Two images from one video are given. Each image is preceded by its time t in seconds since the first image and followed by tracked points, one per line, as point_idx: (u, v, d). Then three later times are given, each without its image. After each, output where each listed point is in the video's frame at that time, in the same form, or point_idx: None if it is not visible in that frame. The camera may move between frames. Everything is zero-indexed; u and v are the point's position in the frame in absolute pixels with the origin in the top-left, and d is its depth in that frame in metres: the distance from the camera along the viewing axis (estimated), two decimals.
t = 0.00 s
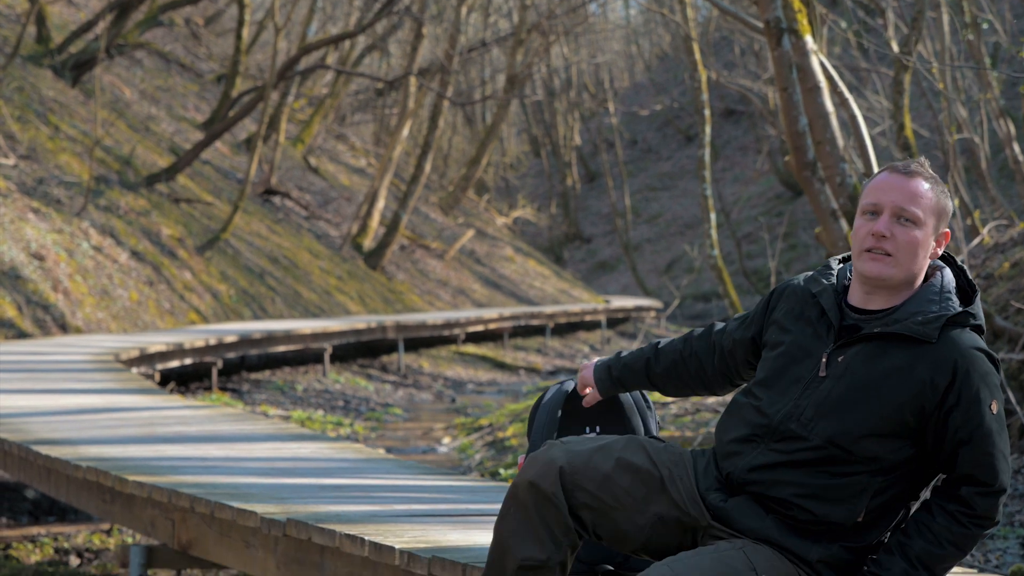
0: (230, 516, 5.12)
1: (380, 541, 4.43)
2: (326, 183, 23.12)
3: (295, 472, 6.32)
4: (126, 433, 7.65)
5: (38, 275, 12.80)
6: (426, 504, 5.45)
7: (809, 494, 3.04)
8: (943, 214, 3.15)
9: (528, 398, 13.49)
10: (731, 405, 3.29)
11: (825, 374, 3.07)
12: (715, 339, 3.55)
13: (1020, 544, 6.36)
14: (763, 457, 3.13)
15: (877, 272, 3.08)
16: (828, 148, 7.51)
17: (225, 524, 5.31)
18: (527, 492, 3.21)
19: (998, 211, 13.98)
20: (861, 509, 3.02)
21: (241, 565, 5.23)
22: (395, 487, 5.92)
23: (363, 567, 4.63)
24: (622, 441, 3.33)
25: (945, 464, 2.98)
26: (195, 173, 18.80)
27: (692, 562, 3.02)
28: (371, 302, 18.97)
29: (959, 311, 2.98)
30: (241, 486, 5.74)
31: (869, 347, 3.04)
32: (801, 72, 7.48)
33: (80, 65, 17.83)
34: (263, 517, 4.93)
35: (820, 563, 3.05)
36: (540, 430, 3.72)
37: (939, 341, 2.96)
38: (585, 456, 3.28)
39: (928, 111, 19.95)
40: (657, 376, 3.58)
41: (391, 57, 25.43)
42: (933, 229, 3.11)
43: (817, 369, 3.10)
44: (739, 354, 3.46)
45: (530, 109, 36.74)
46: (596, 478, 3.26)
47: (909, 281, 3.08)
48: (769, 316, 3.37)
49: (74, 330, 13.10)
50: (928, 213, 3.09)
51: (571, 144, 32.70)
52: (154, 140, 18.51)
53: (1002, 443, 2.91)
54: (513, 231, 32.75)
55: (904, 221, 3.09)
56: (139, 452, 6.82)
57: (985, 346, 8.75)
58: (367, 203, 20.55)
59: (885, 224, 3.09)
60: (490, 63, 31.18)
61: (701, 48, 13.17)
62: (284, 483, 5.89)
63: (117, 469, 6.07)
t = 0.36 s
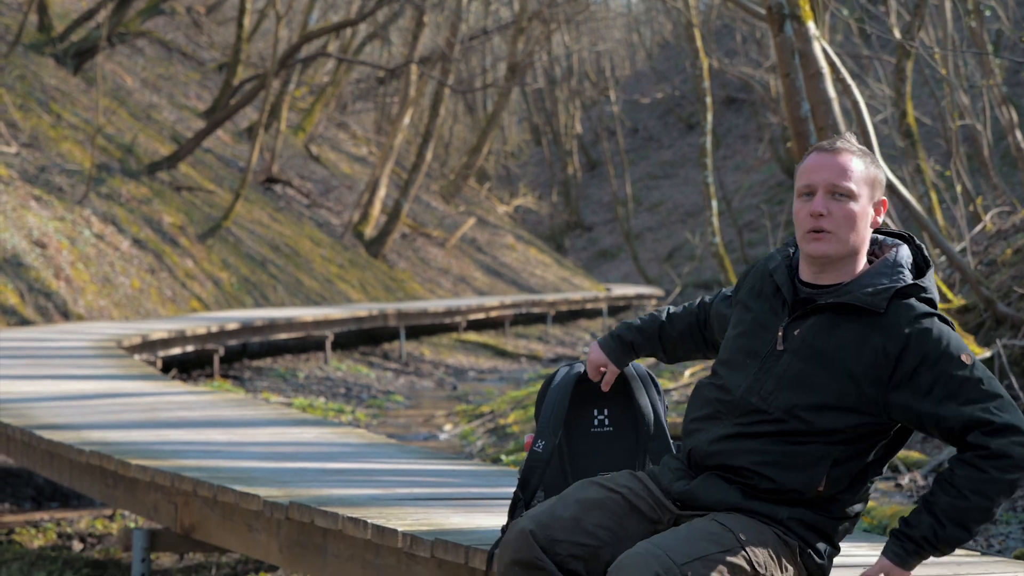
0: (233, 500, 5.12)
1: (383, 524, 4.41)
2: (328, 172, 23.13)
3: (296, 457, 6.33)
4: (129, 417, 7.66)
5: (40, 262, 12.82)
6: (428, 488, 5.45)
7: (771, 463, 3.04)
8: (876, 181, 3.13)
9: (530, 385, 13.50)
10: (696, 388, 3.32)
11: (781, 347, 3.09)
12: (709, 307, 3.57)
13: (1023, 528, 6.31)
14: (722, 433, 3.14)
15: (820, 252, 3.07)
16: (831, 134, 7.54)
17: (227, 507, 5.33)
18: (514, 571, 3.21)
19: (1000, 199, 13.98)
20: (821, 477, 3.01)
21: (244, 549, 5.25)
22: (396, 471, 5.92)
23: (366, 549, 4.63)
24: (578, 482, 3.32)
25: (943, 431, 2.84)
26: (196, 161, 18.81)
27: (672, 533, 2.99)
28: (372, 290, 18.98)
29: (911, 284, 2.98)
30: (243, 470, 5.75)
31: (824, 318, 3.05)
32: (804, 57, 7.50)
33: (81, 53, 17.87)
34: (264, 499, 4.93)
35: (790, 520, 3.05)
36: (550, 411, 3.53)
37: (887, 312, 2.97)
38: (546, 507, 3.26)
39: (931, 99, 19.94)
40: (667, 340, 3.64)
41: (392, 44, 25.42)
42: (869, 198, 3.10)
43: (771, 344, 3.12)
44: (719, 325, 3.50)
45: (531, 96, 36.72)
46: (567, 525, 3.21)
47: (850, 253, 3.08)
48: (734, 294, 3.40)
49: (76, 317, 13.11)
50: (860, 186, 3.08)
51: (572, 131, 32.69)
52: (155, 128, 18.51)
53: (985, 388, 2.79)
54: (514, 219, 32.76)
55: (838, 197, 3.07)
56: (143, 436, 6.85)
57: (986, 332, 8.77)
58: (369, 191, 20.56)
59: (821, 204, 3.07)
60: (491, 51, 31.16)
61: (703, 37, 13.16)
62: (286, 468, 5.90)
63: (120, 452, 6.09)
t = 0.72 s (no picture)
0: (238, 472, 5.10)
1: (389, 495, 4.37)
2: (329, 149, 23.11)
3: (302, 430, 6.33)
4: (134, 392, 7.67)
5: (43, 240, 12.85)
6: (433, 459, 5.41)
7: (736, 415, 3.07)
8: (784, 137, 3.22)
9: (533, 363, 13.52)
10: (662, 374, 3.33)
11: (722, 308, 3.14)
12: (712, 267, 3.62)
13: None
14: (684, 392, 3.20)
15: (745, 212, 3.15)
16: (834, 108, 7.89)
17: (233, 480, 5.34)
18: (526, 530, 3.15)
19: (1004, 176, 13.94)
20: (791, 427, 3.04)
21: (249, 523, 5.26)
22: (399, 444, 5.89)
23: (371, 521, 4.59)
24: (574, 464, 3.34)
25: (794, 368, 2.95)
26: (199, 139, 18.79)
27: (667, 491, 3.02)
28: (375, 268, 18.98)
29: (829, 236, 3.04)
30: (249, 443, 5.75)
31: (753, 275, 3.10)
32: (808, 33, 7.77)
33: (84, 31, 18.09)
34: (270, 472, 4.90)
35: (772, 470, 3.10)
36: (566, 387, 3.39)
37: (807, 265, 3.01)
38: (546, 479, 3.26)
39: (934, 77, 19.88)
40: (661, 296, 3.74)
41: (393, 21, 25.35)
42: (778, 156, 3.18)
43: (715, 303, 3.19)
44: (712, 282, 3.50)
45: (534, 73, 36.65)
46: (569, 486, 3.21)
47: (772, 208, 3.16)
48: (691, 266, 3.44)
49: (80, 294, 13.11)
50: (765, 142, 3.16)
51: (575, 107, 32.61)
52: (157, 106, 18.48)
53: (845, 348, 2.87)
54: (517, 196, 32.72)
55: (749, 158, 3.15)
56: (149, 410, 6.87)
57: (992, 307, 8.75)
58: (370, 168, 20.54)
59: (734, 166, 3.16)
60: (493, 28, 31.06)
61: (705, 15, 13.12)
62: (291, 441, 5.89)
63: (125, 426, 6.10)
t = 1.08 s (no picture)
0: (252, 463, 5.11)
1: (402, 487, 4.36)
2: (342, 146, 23.16)
3: (314, 423, 6.33)
4: (147, 386, 7.70)
5: (57, 235, 12.92)
6: (447, 452, 5.39)
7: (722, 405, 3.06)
8: (760, 134, 3.07)
9: (544, 359, 13.54)
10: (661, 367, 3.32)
11: (702, 299, 3.16)
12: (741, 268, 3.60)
13: None
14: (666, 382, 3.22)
15: (710, 210, 3.17)
16: (849, 103, 7.85)
17: (246, 473, 5.35)
18: (526, 540, 3.16)
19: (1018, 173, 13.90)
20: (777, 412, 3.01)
21: (262, 515, 5.27)
22: (412, 438, 5.88)
23: (384, 513, 4.59)
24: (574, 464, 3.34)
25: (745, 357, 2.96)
26: (212, 135, 18.84)
27: (655, 491, 2.99)
28: (387, 264, 19.00)
29: (796, 222, 3.01)
30: (262, 436, 5.76)
31: (729, 262, 3.11)
32: (822, 26, 7.72)
33: (98, 28, 18.08)
34: (284, 463, 4.92)
35: (770, 460, 3.08)
36: (591, 382, 3.35)
37: (765, 251, 2.99)
38: (550, 481, 3.26)
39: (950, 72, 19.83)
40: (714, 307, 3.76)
41: (406, 18, 25.38)
42: (739, 159, 3.08)
43: (697, 295, 3.20)
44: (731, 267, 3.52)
45: (546, 69, 36.66)
46: (571, 489, 3.19)
47: (742, 206, 3.14)
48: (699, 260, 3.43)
49: (93, 290, 13.12)
50: (725, 148, 3.08)
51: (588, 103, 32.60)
52: (171, 102, 18.54)
53: (766, 336, 2.86)
54: (529, 193, 32.72)
55: (707, 163, 3.11)
56: (161, 404, 6.89)
57: (1007, 304, 8.79)
58: (383, 165, 20.56)
59: (694, 166, 3.15)
60: (506, 25, 31.08)
61: (720, 12, 13.10)
62: (303, 434, 5.90)
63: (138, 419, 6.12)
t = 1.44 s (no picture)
0: (270, 453, 5.09)
1: (420, 476, 4.35)
2: (359, 139, 23.16)
3: (332, 413, 6.34)
4: (166, 376, 7.71)
5: (75, 228, 12.96)
6: (466, 442, 5.38)
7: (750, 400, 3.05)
8: (801, 129, 3.04)
9: (561, 352, 13.52)
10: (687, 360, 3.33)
11: (733, 291, 3.18)
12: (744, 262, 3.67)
13: None
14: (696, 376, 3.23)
15: (748, 201, 3.16)
16: (867, 96, 7.82)
17: (265, 464, 5.36)
18: (553, 534, 3.15)
19: None
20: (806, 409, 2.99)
21: (280, 505, 5.27)
22: (431, 428, 5.86)
23: (403, 503, 4.58)
24: (599, 454, 3.35)
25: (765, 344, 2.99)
26: (229, 128, 18.87)
27: (683, 485, 2.98)
28: (404, 257, 19.01)
29: (841, 223, 2.99)
30: (282, 426, 5.76)
31: (762, 257, 3.12)
32: (841, 18, 7.70)
33: (116, 21, 18.11)
34: (302, 453, 4.89)
35: (800, 458, 3.06)
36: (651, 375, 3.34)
37: (806, 250, 2.98)
38: (574, 474, 3.26)
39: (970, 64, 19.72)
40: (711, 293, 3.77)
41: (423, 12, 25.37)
42: (777, 152, 3.06)
43: (728, 285, 3.22)
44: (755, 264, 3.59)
45: (563, 62, 36.62)
46: (598, 483, 3.19)
47: (778, 201, 3.13)
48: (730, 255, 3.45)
49: (111, 283, 13.13)
50: (765, 142, 3.06)
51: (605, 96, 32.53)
52: (189, 95, 18.57)
53: (779, 324, 2.89)
54: (546, 186, 32.70)
55: (745, 153, 3.10)
56: (179, 394, 6.91)
57: None
58: (400, 158, 20.57)
59: (734, 157, 3.14)
60: (522, 18, 31.03)
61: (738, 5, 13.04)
62: (322, 424, 5.89)
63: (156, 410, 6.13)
